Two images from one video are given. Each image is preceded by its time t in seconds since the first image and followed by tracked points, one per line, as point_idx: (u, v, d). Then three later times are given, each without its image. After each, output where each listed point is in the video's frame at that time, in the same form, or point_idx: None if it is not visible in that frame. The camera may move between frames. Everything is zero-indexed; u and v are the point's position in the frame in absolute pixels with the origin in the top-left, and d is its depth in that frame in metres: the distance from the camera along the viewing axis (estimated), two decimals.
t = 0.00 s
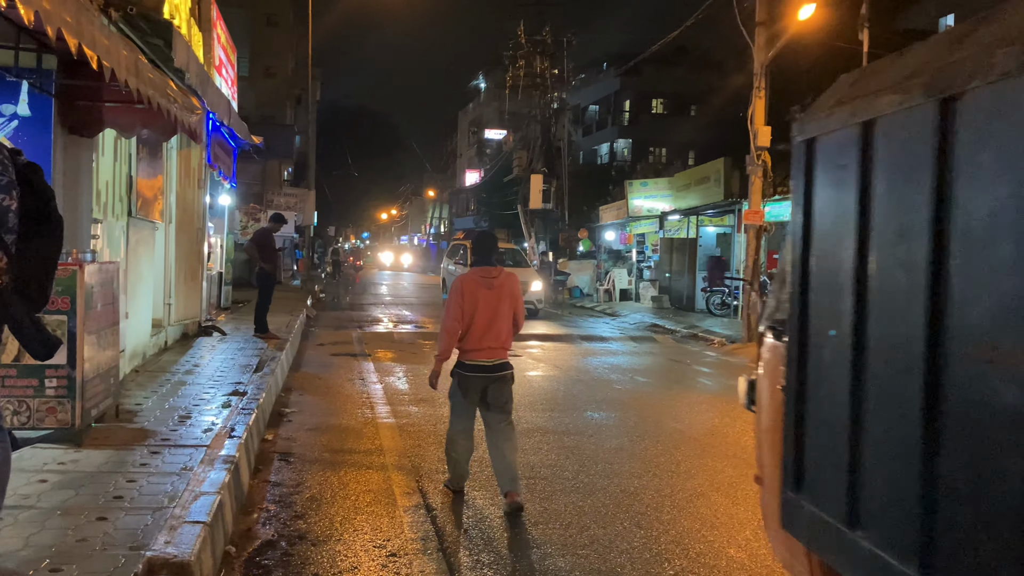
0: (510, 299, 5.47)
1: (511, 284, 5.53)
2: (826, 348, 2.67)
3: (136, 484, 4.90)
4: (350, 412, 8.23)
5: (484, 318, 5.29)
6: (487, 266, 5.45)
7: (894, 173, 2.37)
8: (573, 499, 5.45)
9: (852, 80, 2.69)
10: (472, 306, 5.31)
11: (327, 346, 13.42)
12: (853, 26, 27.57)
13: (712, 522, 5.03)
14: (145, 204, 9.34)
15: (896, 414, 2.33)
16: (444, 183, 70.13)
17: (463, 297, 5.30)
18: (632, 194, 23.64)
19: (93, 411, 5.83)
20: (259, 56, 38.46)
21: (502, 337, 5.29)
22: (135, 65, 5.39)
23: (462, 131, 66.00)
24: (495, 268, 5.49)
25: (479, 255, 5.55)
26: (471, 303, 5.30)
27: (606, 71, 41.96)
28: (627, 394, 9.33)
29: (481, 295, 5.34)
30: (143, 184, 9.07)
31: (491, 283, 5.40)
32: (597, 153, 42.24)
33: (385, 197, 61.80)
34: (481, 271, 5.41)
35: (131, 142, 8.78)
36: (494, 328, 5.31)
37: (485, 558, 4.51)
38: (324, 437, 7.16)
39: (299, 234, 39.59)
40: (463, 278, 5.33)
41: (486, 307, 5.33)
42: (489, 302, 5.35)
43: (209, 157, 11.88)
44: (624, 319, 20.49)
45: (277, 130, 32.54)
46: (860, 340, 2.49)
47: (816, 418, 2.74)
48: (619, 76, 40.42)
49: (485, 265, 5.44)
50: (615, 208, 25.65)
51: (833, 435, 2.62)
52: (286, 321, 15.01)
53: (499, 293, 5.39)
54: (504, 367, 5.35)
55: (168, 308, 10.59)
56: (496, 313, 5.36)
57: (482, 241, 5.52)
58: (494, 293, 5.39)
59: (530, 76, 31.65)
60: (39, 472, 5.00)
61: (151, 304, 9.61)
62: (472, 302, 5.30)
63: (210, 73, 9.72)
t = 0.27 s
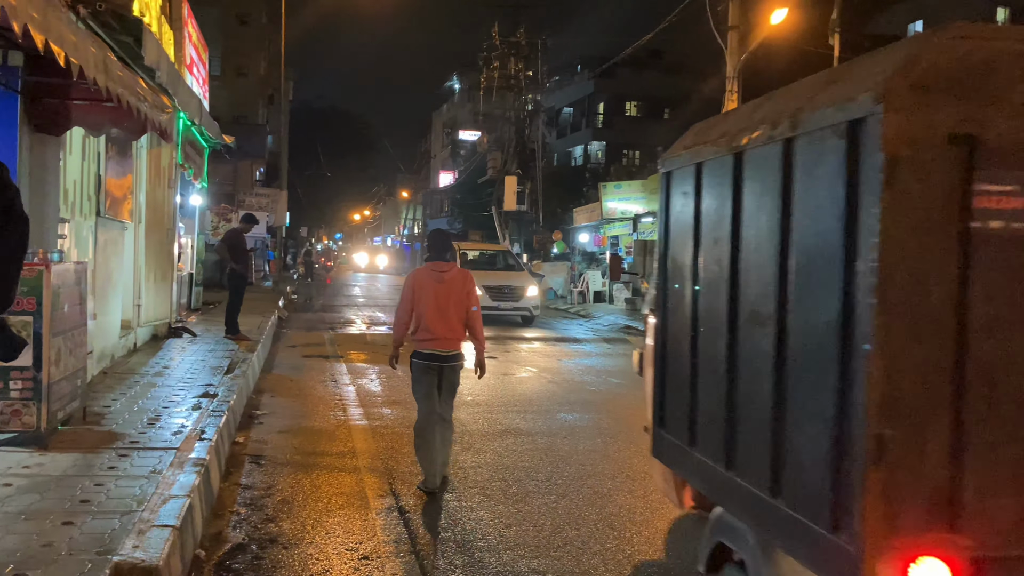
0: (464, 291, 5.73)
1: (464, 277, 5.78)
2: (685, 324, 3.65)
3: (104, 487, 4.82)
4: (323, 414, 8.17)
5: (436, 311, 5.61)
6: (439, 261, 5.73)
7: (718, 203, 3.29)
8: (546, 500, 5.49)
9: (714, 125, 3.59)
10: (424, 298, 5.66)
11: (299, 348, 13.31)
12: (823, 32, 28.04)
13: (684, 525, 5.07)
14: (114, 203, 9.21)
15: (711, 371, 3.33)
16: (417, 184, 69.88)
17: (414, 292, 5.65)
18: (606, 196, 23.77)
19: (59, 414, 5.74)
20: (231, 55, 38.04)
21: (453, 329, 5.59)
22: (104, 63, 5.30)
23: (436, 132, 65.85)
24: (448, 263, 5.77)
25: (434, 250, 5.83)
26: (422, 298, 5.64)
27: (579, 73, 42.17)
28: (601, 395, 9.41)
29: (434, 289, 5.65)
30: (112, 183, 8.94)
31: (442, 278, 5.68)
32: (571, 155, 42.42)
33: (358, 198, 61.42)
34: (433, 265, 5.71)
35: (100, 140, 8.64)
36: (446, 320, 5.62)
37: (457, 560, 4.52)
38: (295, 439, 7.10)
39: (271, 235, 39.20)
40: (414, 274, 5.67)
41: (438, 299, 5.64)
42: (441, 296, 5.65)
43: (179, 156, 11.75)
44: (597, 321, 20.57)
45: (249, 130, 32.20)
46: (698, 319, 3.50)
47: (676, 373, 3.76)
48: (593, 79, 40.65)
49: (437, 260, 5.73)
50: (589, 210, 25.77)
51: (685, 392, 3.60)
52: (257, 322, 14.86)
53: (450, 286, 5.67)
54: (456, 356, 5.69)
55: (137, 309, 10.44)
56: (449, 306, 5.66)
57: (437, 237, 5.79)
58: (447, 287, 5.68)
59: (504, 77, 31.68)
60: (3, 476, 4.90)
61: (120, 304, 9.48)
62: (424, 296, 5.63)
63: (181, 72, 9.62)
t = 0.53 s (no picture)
0: (411, 288, 5.85)
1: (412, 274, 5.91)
2: (555, 311, 4.53)
3: (52, 492, 4.70)
4: (279, 415, 8.08)
5: (382, 307, 5.72)
6: (387, 258, 5.85)
7: (581, 214, 4.17)
8: (504, 500, 5.50)
9: (583, 151, 4.43)
10: (371, 297, 5.77)
11: (256, 349, 13.12)
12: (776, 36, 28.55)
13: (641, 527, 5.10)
14: (65, 201, 8.98)
15: (576, 346, 4.21)
16: (375, 183, 69.32)
17: (362, 289, 5.76)
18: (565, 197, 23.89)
19: (5, 416, 5.57)
20: (185, 51, 37.29)
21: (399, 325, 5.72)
22: (54, 57, 5.17)
23: (395, 131, 65.39)
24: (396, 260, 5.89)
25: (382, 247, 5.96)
26: (369, 295, 5.76)
27: (538, 74, 42.32)
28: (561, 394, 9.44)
29: (381, 287, 5.77)
30: (63, 180, 8.72)
31: (390, 276, 5.81)
32: (530, 155, 42.56)
33: (315, 197, 60.70)
34: (381, 263, 5.83)
35: (49, 136, 8.42)
36: (392, 317, 5.74)
37: (415, 561, 4.51)
38: (252, 441, 7.01)
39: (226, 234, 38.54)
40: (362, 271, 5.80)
41: (384, 298, 5.75)
42: (388, 294, 5.77)
43: (133, 153, 11.51)
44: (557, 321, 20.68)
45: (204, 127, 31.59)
46: (569, 303, 4.35)
47: (553, 350, 4.58)
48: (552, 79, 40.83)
49: (385, 257, 5.85)
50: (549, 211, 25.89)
51: (561, 365, 4.48)
52: (213, 322, 14.60)
53: (397, 284, 5.79)
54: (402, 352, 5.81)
55: (89, 309, 10.20)
56: (395, 304, 5.78)
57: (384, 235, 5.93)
58: (394, 284, 5.80)
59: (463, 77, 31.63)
60: None
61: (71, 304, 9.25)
62: (371, 293, 5.75)
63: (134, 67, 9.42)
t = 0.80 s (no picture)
0: (346, 285, 6.38)
1: (346, 271, 6.44)
2: (446, 292, 5.60)
3: None
4: (223, 415, 7.91)
5: (317, 301, 6.23)
6: (323, 257, 6.40)
7: (465, 216, 5.23)
8: (450, 500, 5.46)
9: (464, 165, 5.50)
10: (312, 291, 6.27)
11: (198, 348, 12.84)
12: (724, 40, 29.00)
13: (587, 523, 5.03)
14: None
15: (461, 321, 5.26)
16: (323, 180, 68.46)
17: (298, 285, 6.27)
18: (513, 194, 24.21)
19: None
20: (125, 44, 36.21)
21: (334, 319, 6.23)
22: None
23: (342, 127, 64.64)
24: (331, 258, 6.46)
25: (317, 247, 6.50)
26: (305, 290, 6.26)
27: (487, 72, 42.38)
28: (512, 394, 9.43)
29: (316, 282, 6.27)
30: None
31: (325, 272, 6.32)
32: (477, 153, 42.67)
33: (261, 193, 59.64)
34: (318, 262, 6.36)
35: None
36: (328, 311, 6.25)
37: (360, 562, 4.46)
38: (194, 442, 6.85)
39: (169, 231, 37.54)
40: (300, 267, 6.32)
41: (320, 294, 6.25)
42: (324, 289, 6.27)
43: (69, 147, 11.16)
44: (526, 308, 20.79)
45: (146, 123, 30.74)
46: (452, 289, 5.43)
47: (440, 329, 5.66)
48: (502, 77, 40.73)
49: (320, 255, 6.39)
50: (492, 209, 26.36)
51: (446, 340, 5.56)
52: (152, 320, 14.24)
53: (333, 279, 6.32)
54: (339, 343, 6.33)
55: (22, 308, 9.87)
56: (331, 298, 6.28)
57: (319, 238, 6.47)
58: (329, 280, 6.31)
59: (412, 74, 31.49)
60: None
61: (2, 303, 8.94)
62: (307, 289, 6.25)
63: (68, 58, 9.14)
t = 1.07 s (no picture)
0: (272, 279, 6.52)
1: (274, 266, 6.58)
2: (344, 280, 6.58)
3: None
4: (162, 416, 7.72)
5: (244, 294, 6.36)
6: (251, 252, 6.53)
7: (361, 214, 6.17)
8: (397, 500, 5.40)
9: (359, 172, 6.48)
10: (240, 284, 6.39)
11: (135, 347, 12.54)
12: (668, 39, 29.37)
13: (532, 518, 5.05)
14: None
15: (355, 302, 6.27)
16: (266, 176, 67.33)
17: (226, 278, 6.39)
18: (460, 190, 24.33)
19: None
20: (58, 36, 34.93)
21: (260, 312, 6.36)
22: None
23: (284, 122, 63.65)
24: (260, 254, 6.60)
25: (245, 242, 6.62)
26: (233, 283, 6.37)
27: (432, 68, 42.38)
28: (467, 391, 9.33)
29: (243, 277, 6.39)
30: None
31: (253, 266, 6.47)
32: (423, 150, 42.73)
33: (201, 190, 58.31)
34: (246, 256, 6.50)
35: None
36: (255, 303, 6.37)
37: (304, 563, 4.39)
38: (131, 443, 6.67)
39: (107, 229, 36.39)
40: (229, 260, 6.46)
41: (247, 287, 6.38)
42: (250, 282, 6.40)
43: None
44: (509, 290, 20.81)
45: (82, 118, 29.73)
46: (349, 276, 6.40)
47: (339, 311, 6.62)
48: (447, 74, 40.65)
49: (249, 251, 6.54)
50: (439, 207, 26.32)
51: (344, 319, 6.52)
52: (86, 319, 13.84)
53: (260, 274, 6.45)
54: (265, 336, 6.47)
55: None
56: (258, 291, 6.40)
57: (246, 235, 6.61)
58: (257, 275, 6.44)
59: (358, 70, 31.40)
60: None
61: None
62: (235, 282, 6.37)
63: None
